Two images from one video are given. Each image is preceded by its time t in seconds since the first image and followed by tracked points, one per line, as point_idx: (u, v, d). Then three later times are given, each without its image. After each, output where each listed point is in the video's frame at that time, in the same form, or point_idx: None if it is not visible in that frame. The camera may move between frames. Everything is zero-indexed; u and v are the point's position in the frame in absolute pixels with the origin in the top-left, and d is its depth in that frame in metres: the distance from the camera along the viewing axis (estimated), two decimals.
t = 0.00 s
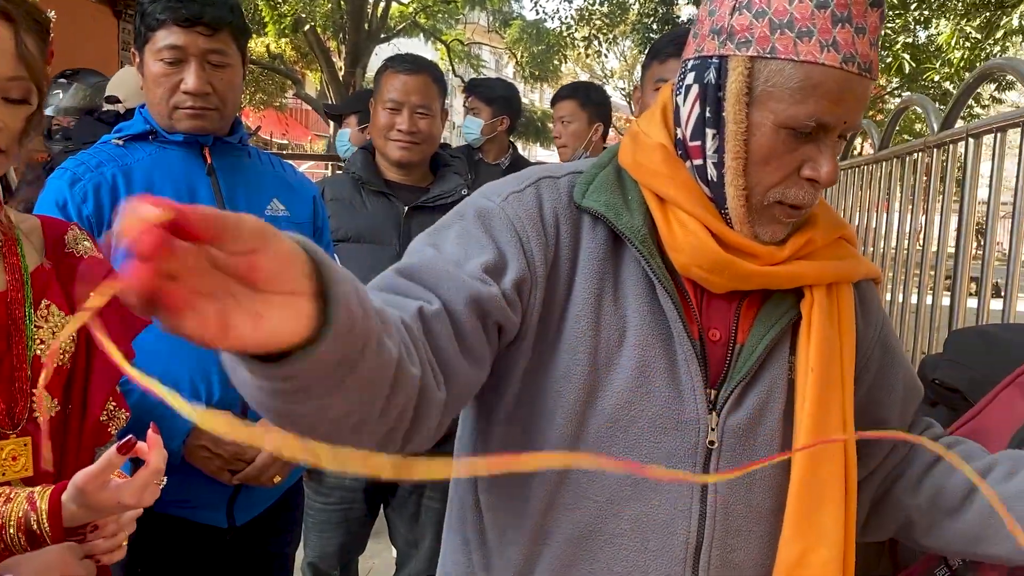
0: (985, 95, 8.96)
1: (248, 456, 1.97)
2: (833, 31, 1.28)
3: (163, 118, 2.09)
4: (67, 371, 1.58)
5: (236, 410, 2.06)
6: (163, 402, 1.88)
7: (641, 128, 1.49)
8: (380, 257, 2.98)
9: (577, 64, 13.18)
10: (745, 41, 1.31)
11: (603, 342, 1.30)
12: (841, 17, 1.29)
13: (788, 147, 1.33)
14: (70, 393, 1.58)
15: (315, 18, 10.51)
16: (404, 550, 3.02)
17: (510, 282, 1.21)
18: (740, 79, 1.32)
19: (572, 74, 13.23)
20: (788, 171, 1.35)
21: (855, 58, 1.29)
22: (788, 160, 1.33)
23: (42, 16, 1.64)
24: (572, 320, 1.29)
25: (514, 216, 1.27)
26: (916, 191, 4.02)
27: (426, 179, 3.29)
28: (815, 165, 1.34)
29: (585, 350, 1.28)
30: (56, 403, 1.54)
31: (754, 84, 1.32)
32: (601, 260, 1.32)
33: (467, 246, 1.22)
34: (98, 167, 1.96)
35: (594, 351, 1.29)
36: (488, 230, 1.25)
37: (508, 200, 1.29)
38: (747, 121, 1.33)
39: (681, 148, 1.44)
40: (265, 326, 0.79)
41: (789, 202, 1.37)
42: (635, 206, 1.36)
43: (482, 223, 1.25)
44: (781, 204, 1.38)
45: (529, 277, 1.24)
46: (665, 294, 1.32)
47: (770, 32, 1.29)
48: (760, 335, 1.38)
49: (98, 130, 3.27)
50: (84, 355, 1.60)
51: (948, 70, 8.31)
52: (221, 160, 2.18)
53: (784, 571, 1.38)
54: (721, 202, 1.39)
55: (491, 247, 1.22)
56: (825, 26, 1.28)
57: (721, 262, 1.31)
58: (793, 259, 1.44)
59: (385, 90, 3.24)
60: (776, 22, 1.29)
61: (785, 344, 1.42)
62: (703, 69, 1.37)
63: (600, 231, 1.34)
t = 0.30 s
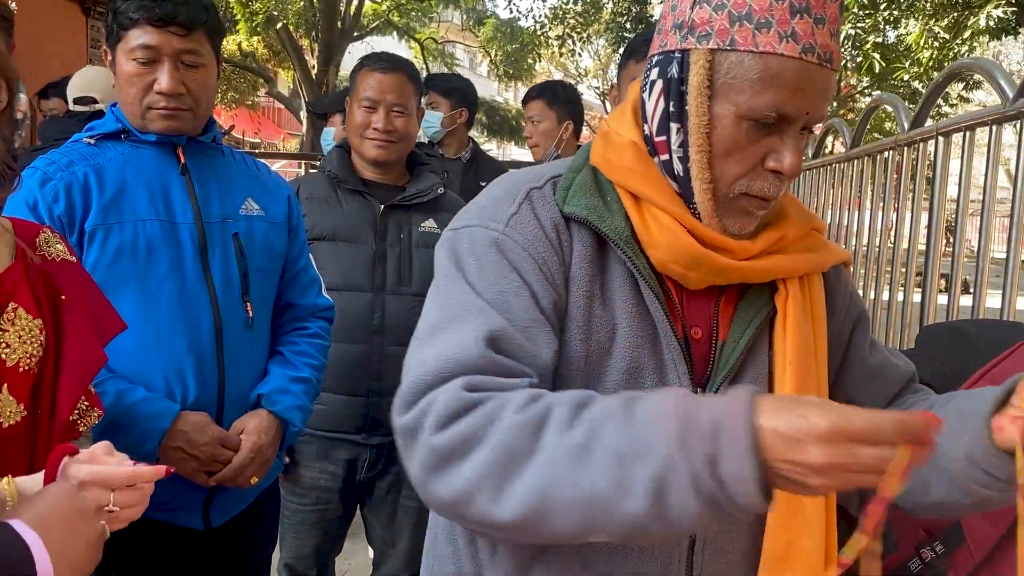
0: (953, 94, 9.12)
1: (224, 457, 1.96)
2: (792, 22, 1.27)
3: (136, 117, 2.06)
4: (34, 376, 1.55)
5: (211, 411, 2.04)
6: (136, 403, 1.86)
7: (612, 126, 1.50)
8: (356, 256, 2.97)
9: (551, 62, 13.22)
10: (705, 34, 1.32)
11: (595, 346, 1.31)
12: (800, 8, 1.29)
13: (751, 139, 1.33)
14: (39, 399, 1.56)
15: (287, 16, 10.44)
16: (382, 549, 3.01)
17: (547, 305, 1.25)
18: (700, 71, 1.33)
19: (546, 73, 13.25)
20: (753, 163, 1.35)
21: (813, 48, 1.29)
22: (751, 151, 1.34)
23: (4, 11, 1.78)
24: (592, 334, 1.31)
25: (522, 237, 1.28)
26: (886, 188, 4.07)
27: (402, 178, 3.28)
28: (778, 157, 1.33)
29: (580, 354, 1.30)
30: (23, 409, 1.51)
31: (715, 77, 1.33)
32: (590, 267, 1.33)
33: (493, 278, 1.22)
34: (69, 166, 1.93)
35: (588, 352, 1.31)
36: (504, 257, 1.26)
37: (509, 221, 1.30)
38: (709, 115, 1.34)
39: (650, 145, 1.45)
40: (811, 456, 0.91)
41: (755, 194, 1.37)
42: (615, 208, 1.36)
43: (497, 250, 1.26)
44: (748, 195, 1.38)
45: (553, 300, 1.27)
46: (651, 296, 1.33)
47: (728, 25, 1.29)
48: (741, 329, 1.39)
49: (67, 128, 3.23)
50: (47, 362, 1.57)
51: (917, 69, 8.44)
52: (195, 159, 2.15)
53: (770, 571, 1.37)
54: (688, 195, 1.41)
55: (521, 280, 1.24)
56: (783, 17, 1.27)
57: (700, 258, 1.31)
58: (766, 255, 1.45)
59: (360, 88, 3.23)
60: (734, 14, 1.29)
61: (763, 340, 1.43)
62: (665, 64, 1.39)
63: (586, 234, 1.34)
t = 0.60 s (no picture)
0: (928, 95, 9.23)
1: (201, 461, 1.94)
2: (768, 18, 1.27)
3: (110, 118, 2.04)
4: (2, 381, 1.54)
5: (187, 415, 2.02)
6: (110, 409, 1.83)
7: (592, 127, 1.49)
8: (335, 257, 2.95)
9: (530, 62, 13.24)
10: (682, 31, 1.33)
11: (590, 348, 1.31)
12: (776, 3, 1.29)
13: (727, 134, 1.33)
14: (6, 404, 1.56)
15: (265, 15, 10.38)
16: (362, 551, 3.00)
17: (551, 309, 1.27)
18: (677, 69, 1.34)
19: (525, 73, 13.27)
20: (730, 158, 1.35)
21: (789, 43, 1.28)
22: (728, 148, 1.34)
23: None
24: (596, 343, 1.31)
25: (520, 241, 1.28)
26: (862, 188, 4.11)
27: (381, 179, 3.27)
28: (755, 153, 1.33)
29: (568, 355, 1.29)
30: None
31: (692, 74, 1.34)
32: (582, 270, 1.32)
33: (501, 286, 1.23)
34: (42, 167, 1.91)
35: (584, 353, 1.30)
36: (504, 261, 1.26)
37: (506, 224, 1.30)
38: (686, 111, 1.35)
39: (630, 143, 1.44)
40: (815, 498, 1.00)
41: (730, 190, 1.36)
42: (604, 210, 1.36)
43: (497, 254, 1.26)
44: (722, 192, 1.38)
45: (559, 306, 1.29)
46: (642, 297, 1.32)
47: (705, 21, 1.30)
48: (727, 331, 1.40)
49: (39, 128, 3.18)
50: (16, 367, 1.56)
51: (893, 70, 8.53)
52: (170, 160, 2.13)
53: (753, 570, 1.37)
54: (666, 193, 1.40)
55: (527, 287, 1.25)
56: (759, 13, 1.28)
57: (683, 256, 1.32)
58: (746, 255, 1.45)
59: (339, 88, 3.21)
60: (711, 10, 1.30)
61: (748, 342, 1.43)
62: (643, 63, 1.40)
63: (577, 238, 1.34)
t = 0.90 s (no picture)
0: (906, 95, 9.30)
1: (177, 465, 1.92)
2: (747, 16, 1.27)
3: (84, 118, 2.01)
4: None
5: (164, 418, 2.00)
6: (82, 413, 1.81)
7: (576, 125, 1.49)
8: (314, 258, 2.93)
9: (513, 62, 13.23)
10: (662, 29, 1.33)
11: (562, 344, 1.31)
12: (755, 2, 1.29)
13: (705, 132, 1.33)
14: None
15: (245, 15, 10.31)
16: (342, 553, 2.98)
17: (500, 309, 1.24)
18: (657, 66, 1.33)
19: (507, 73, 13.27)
20: (709, 156, 1.34)
21: (768, 41, 1.28)
22: (707, 146, 1.34)
23: None
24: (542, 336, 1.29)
25: (482, 237, 1.27)
26: (841, 187, 4.13)
27: (361, 179, 3.25)
28: (733, 152, 1.33)
29: (544, 353, 1.28)
30: None
31: (671, 71, 1.33)
32: (554, 267, 1.31)
33: (447, 280, 1.22)
34: (13, 168, 1.88)
35: (552, 355, 1.30)
36: (462, 258, 1.25)
37: (471, 220, 1.29)
38: (665, 108, 1.34)
39: (611, 140, 1.44)
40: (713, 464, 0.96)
41: (710, 188, 1.36)
42: (581, 208, 1.36)
43: (455, 249, 1.26)
44: (701, 190, 1.37)
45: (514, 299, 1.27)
46: (616, 297, 1.32)
47: (685, 18, 1.30)
48: (705, 331, 1.39)
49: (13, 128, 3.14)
50: None
51: (872, 71, 8.59)
52: (146, 161, 2.11)
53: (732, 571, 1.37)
54: (647, 190, 1.40)
55: (473, 280, 1.24)
56: (738, 10, 1.28)
57: (660, 253, 1.32)
58: (728, 254, 1.44)
59: (317, 88, 3.19)
60: (691, 8, 1.30)
61: (727, 343, 1.43)
62: (626, 61, 1.40)
63: (551, 235, 1.33)
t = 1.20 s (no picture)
0: (888, 97, 9.40)
1: (157, 472, 1.91)
2: (723, 26, 1.28)
3: (63, 121, 1.99)
4: None
5: (144, 424, 1.98)
6: (60, 419, 1.80)
7: (554, 129, 1.49)
8: (296, 261, 2.92)
9: (498, 64, 13.24)
10: (639, 36, 1.34)
11: (535, 349, 1.31)
12: (732, 12, 1.30)
13: (681, 141, 1.33)
14: None
15: (229, 17, 10.27)
16: (325, 558, 2.97)
17: (469, 315, 1.24)
18: (634, 73, 1.34)
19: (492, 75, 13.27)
20: (684, 165, 1.34)
21: (744, 52, 1.29)
22: (682, 155, 1.34)
23: None
24: (510, 339, 1.30)
25: (453, 243, 1.28)
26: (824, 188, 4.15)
27: (344, 182, 3.24)
28: (708, 161, 1.33)
29: (518, 358, 1.29)
30: None
31: (648, 79, 1.34)
32: (528, 272, 1.32)
33: (414, 284, 1.23)
34: None
35: (526, 358, 1.31)
36: (432, 262, 1.26)
37: (443, 225, 1.29)
38: (641, 116, 1.35)
39: (588, 146, 1.44)
40: (602, 455, 0.94)
41: (685, 197, 1.36)
42: (557, 214, 1.36)
43: (425, 254, 1.27)
44: (677, 198, 1.37)
45: (484, 302, 1.28)
46: (592, 303, 1.32)
47: (662, 27, 1.31)
48: (681, 336, 1.40)
49: None
50: None
51: (855, 72, 8.65)
52: (125, 164, 2.09)
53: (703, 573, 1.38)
54: (622, 197, 1.40)
55: (440, 283, 1.24)
56: (715, 20, 1.29)
57: (635, 259, 1.32)
58: (705, 259, 1.45)
59: (300, 92, 3.18)
60: (668, 16, 1.31)
61: (704, 347, 1.44)
62: (604, 66, 1.40)
63: (527, 241, 1.33)
